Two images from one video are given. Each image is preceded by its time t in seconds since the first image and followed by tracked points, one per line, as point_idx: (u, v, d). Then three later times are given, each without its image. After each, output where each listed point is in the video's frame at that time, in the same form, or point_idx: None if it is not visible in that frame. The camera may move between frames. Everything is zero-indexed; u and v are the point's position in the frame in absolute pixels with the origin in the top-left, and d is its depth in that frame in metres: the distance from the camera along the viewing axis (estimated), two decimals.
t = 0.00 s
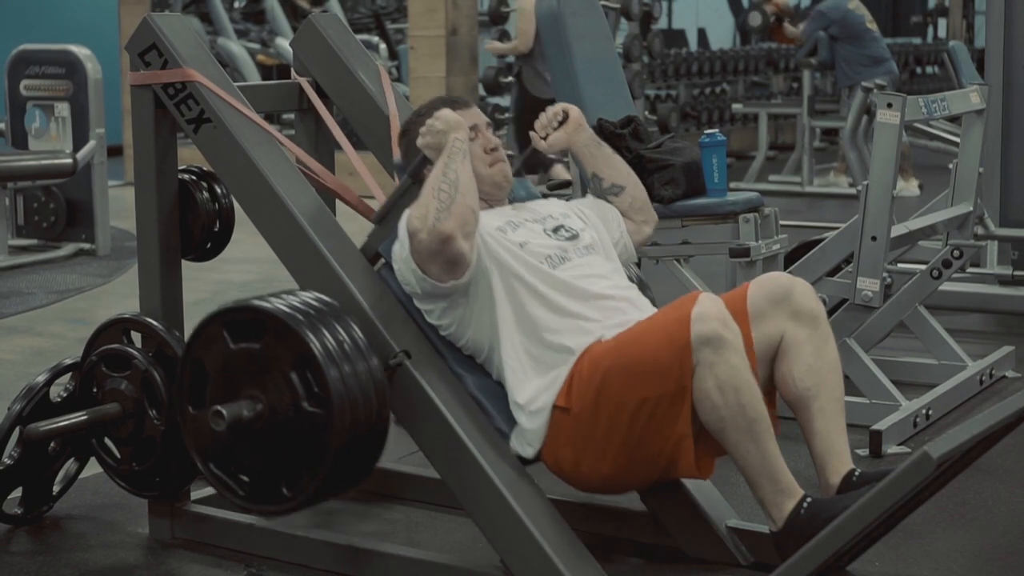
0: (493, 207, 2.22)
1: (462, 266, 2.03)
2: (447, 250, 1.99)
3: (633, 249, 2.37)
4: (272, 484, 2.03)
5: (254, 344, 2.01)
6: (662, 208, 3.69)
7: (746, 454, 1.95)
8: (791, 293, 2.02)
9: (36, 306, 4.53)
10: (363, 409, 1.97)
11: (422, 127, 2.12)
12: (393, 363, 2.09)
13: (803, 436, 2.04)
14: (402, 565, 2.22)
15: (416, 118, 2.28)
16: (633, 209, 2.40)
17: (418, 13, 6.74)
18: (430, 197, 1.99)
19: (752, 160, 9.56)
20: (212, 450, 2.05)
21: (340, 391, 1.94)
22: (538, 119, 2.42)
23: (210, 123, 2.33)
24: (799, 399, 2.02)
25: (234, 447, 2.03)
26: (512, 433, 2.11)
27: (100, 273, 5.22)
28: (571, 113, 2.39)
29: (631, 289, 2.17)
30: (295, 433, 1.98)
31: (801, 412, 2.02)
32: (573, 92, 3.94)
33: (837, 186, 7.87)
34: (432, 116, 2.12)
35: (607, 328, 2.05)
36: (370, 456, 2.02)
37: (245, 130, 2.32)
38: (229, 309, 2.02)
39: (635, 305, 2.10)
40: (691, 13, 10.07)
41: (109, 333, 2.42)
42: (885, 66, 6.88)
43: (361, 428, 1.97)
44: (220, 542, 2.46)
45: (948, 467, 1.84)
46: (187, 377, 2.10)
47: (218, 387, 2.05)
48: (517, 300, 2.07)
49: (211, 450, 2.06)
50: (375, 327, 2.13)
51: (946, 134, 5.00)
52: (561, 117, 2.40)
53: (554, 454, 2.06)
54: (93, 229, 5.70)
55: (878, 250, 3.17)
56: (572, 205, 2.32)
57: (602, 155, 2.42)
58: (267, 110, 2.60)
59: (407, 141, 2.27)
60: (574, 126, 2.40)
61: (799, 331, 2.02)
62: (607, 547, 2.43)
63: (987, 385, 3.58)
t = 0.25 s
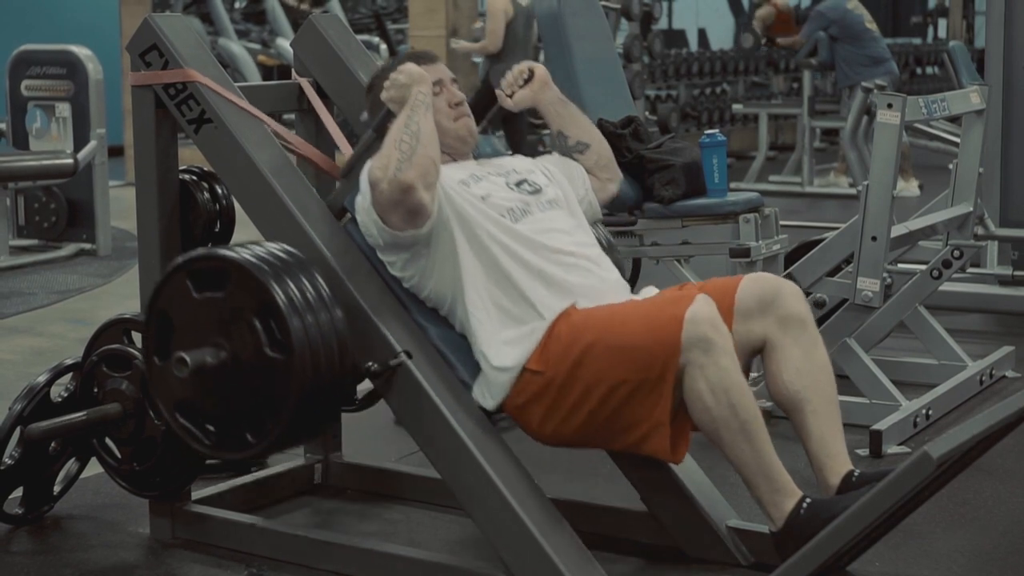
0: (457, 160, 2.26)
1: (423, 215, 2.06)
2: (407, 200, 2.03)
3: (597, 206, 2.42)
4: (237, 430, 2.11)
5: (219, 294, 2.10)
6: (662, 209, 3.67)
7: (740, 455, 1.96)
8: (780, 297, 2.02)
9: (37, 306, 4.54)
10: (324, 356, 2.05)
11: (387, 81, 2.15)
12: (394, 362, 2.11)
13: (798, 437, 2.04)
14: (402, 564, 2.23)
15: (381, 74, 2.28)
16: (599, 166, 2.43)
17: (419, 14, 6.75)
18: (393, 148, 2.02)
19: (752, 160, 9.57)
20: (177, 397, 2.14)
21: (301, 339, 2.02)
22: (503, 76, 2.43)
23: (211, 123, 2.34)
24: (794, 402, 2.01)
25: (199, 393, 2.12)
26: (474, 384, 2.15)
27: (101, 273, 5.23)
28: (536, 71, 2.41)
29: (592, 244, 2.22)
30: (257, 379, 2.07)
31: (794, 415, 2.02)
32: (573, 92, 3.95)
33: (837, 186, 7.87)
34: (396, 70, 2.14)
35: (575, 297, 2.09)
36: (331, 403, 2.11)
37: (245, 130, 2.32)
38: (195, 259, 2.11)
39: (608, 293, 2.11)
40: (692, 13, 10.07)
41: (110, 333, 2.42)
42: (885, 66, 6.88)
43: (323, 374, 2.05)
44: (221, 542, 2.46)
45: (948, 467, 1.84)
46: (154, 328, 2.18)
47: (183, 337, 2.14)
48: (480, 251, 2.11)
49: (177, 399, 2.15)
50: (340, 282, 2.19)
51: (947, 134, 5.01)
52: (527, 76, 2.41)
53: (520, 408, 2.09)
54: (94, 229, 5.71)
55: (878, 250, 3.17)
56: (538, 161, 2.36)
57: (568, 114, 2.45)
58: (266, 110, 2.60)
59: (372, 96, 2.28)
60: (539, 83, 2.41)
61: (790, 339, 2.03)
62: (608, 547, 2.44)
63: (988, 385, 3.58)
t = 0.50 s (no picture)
0: (422, 115, 2.30)
1: (385, 168, 2.10)
2: (368, 150, 2.06)
3: (563, 162, 2.50)
4: (198, 378, 2.15)
5: (183, 242, 2.14)
6: (663, 208, 3.68)
7: (725, 457, 1.96)
8: (748, 312, 2.06)
9: (37, 306, 4.54)
10: (286, 307, 2.10)
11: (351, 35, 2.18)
12: (395, 361, 2.12)
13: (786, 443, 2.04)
14: (400, 564, 2.23)
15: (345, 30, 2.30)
16: (564, 125, 2.53)
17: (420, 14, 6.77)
18: (355, 101, 2.06)
19: (753, 160, 9.57)
20: (141, 343, 2.20)
21: (263, 288, 2.07)
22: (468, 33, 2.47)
23: (211, 123, 2.33)
24: (781, 410, 2.02)
25: (162, 339, 2.16)
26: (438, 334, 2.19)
27: (101, 273, 5.23)
28: (501, 29, 2.46)
29: (552, 201, 2.27)
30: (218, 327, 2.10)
31: (780, 422, 2.02)
32: (573, 93, 3.95)
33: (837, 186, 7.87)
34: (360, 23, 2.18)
35: (538, 263, 2.12)
36: (291, 352, 2.16)
37: (245, 129, 2.32)
38: (161, 207, 2.15)
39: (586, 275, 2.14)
40: (692, 14, 10.08)
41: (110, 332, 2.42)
42: (885, 66, 6.87)
43: (284, 324, 2.10)
44: (221, 542, 2.46)
45: (947, 468, 1.85)
46: (120, 274, 2.23)
47: (147, 283, 2.18)
48: (443, 202, 2.16)
49: (142, 345, 2.20)
50: (304, 234, 2.22)
51: (947, 134, 5.01)
52: (493, 33, 2.46)
53: (485, 364, 2.12)
54: (95, 229, 5.71)
55: (878, 250, 3.18)
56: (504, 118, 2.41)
57: (532, 70, 2.53)
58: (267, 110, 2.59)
59: (338, 52, 2.30)
60: (505, 41, 2.47)
61: (765, 357, 2.04)
62: (608, 546, 2.44)
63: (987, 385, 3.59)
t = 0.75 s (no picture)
0: (401, 88, 2.34)
1: (364, 142, 2.15)
2: (349, 128, 2.11)
3: (541, 140, 2.52)
4: (177, 348, 2.15)
5: (163, 213, 2.14)
6: (663, 208, 3.69)
7: (712, 468, 1.97)
8: (715, 329, 2.09)
9: (37, 307, 4.54)
10: (265, 280, 2.10)
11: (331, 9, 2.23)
12: (395, 361, 2.12)
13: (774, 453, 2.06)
14: (402, 565, 2.23)
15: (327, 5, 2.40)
16: (543, 104, 2.54)
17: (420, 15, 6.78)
18: (336, 76, 2.10)
19: (753, 160, 9.57)
20: (122, 315, 2.20)
21: (242, 259, 2.07)
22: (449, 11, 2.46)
23: (211, 123, 2.34)
24: (760, 426, 2.05)
25: (142, 310, 2.16)
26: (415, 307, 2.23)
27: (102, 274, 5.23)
28: (483, 6, 2.45)
29: (529, 178, 2.29)
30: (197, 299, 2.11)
31: (766, 433, 2.04)
32: (574, 93, 3.93)
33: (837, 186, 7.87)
34: None
35: (516, 244, 2.15)
36: (272, 326, 2.16)
37: (244, 127, 2.33)
38: (141, 179, 2.16)
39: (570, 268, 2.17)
40: (691, 14, 10.08)
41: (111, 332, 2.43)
42: (884, 66, 6.89)
43: (263, 297, 2.10)
44: (221, 542, 2.47)
45: (946, 468, 1.85)
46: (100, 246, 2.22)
47: (128, 255, 2.18)
48: (421, 174, 2.18)
49: (123, 317, 2.20)
50: (283, 206, 2.26)
51: (946, 134, 5.01)
52: (474, 10, 2.45)
53: (462, 341, 2.15)
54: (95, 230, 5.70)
55: (877, 250, 3.17)
56: (484, 95, 2.44)
57: (512, 49, 2.54)
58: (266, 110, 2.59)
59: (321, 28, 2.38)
60: (486, 18, 2.46)
61: (740, 376, 2.07)
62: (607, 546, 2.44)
63: (987, 385, 3.59)
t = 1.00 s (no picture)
0: (402, 85, 2.36)
1: (369, 145, 2.17)
2: (358, 130, 2.13)
3: (539, 140, 2.52)
4: (177, 347, 2.15)
5: (163, 212, 2.15)
6: (662, 208, 3.70)
7: (712, 468, 1.98)
8: (711, 333, 2.10)
9: (38, 305, 4.55)
10: (264, 278, 2.10)
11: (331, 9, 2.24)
12: (396, 360, 2.13)
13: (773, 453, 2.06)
14: (403, 564, 2.23)
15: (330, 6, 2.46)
16: (542, 105, 2.54)
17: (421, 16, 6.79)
18: (343, 79, 2.11)
19: (753, 160, 9.58)
20: (122, 313, 2.20)
21: (241, 258, 2.07)
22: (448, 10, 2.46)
23: (211, 123, 2.34)
24: (757, 427, 2.05)
25: (142, 309, 2.17)
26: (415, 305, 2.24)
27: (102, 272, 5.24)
28: (481, 6, 2.46)
29: (527, 175, 2.29)
30: (196, 297, 2.11)
31: (765, 433, 2.05)
32: (574, 93, 3.92)
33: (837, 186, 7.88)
34: None
35: (514, 244, 2.15)
36: (272, 324, 2.16)
37: (244, 127, 2.33)
38: (141, 178, 2.16)
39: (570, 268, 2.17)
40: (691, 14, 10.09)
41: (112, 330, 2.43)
42: (884, 66, 6.88)
43: (262, 295, 2.10)
44: (222, 541, 2.47)
45: (944, 468, 1.85)
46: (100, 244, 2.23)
47: (127, 254, 2.19)
48: (421, 174, 2.19)
49: (123, 315, 2.20)
50: (283, 204, 2.27)
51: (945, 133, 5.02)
52: (473, 10, 2.46)
53: (462, 339, 2.16)
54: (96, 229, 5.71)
55: (877, 250, 3.18)
56: (482, 92, 2.43)
57: (510, 49, 2.55)
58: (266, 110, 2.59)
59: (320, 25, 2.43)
60: (484, 18, 2.47)
61: (736, 379, 2.07)
62: (607, 545, 2.45)
63: (986, 385, 3.59)
